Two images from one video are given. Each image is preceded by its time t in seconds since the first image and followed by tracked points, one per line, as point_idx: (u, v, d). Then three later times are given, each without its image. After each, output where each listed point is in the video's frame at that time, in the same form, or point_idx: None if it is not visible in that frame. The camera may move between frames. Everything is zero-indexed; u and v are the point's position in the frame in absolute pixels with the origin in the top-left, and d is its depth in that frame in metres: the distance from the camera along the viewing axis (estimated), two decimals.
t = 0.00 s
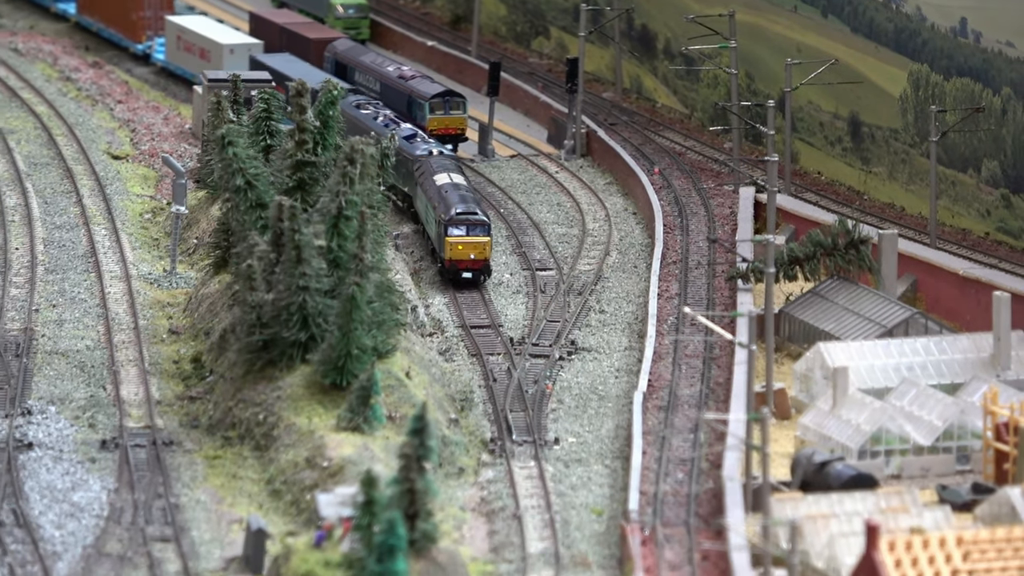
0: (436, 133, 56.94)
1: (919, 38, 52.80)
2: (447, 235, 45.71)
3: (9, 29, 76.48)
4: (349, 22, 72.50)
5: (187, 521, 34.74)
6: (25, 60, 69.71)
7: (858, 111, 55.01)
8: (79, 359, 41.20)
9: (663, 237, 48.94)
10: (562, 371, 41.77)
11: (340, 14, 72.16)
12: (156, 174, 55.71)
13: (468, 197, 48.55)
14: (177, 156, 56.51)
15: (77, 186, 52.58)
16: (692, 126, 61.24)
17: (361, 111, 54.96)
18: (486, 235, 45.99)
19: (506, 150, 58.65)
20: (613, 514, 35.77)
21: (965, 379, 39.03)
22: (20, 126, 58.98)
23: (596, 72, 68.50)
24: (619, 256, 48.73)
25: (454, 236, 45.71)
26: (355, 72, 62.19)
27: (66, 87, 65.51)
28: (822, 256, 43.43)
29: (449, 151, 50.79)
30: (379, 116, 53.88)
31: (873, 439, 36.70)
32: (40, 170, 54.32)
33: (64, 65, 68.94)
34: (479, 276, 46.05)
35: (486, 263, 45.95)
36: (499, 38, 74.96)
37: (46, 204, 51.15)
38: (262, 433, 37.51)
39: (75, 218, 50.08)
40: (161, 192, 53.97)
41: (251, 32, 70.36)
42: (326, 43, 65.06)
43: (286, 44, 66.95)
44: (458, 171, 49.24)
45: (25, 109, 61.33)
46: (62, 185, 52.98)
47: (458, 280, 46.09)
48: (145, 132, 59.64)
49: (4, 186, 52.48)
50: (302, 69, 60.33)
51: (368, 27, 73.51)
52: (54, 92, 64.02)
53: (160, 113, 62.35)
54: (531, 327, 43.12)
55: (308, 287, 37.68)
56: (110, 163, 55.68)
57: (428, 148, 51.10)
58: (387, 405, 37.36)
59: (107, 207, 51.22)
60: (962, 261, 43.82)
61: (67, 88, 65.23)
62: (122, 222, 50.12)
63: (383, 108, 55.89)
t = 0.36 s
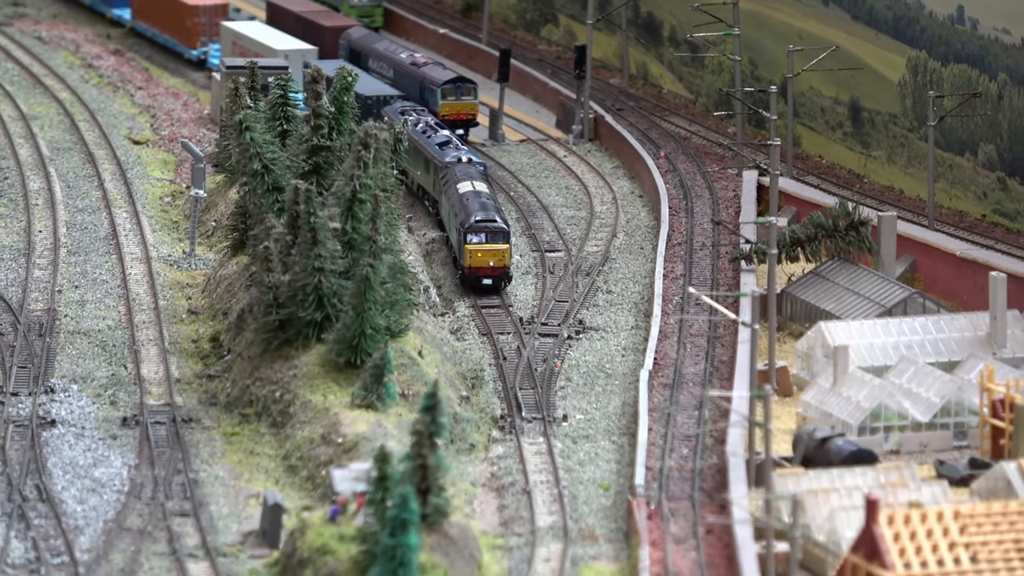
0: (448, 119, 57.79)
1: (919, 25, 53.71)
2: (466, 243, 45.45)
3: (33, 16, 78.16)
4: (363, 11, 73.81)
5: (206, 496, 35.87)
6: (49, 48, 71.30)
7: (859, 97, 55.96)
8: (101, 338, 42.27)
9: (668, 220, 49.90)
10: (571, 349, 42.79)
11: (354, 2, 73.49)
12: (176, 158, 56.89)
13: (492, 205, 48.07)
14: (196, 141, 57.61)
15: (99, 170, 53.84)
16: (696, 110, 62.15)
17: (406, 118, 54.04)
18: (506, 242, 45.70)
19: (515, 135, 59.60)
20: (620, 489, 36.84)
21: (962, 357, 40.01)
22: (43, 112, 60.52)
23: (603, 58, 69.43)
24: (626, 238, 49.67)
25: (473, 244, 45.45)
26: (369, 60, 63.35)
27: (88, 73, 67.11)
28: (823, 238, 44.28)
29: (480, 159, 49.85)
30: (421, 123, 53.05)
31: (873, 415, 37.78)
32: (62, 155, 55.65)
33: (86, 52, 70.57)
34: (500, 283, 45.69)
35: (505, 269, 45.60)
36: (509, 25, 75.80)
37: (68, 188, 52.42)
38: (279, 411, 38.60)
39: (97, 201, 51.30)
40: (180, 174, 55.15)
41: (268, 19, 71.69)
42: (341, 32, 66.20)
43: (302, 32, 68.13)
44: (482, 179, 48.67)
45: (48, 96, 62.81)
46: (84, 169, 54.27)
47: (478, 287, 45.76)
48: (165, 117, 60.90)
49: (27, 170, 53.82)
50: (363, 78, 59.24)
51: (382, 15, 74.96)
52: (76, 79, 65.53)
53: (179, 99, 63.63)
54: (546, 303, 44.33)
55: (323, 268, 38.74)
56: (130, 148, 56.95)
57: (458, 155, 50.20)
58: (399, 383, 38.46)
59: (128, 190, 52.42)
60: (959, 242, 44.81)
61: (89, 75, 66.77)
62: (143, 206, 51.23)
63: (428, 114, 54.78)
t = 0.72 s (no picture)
0: (442, 100, 58.68)
1: (899, 7, 54.76)
2: (467, 243, 44.93)
3: (40, 1, 79.30)
4: None
5: (205, 465, 36.97)
6: (54, 31, 72.30)
7: (840, 77, 56.82)
8: (103, 313, 43.26)
9: (655, 197, 51.03)
10: (561, 323, 43.86)
11: None
12: (177, 138, 57.87)
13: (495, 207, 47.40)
14: (196, 121, 58.54)
15: (101, 150, 54.86)
16: (683, 91, 63.40)
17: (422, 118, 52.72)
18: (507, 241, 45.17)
19: (507, 116, 60.50)
20: (608, 458, 38.04)
21: (941, 329, 41.18)
22: (48, 93, 61.60)
23: (592, 41, 70.45)
24: (614, 215, 50.70)
25: (473, 243, 44.92)
26: (365, 42, 64.77)
27: (92, 56, 68.25)
28: (806, 215, 45.59)
29: (485, 162, 48.97)
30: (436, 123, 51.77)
31: (854, 386, 38.95)
32: (66, 135, 56.71)
33: (91, 36, 71.55)
34: (502, 283, 45.16)
35: (507, 268, 45.07)
36: (503, 9, 76.67)
37: (72, 166, 53.45)
38: (276, 383, 39.65)
39: (99, 180, 52.32)
40: (182, 154, 56.18)
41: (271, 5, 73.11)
42: (339, 15, 68.04)
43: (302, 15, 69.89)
44: (485, 181, 47.92)
45: (53, 78, 63.89)
46: (88, 149, 55.29)
47: (480, 288, 45.23)
48: (166, 99, 61.90)
49: (32, 150, 54.85)
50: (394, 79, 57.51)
51: None
52: (81, 62, 66.68)
53: (180, 80, 64.62)
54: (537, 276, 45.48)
55: (319, 244, 39.90)
56: (133, 129, 57.98)
57: (461, 156, 49.30)
58: (393, 356, 39.60)
59: (130, 169, 53.41)
60: (938, 218, 45.98)
61: (93, 58, 67.93)
62: (144, 184, 52.22)
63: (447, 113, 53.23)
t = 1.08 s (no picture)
0: (438, 81, 59.73)
1: None
2: (478, 244, 44.63)
3: None
4: None
5: (210, 437, 38.15)
6: (61, 16, 73.13)
7: (825, 58, 57.95)
8: (111, 289, 44.38)
9: (646, 174, 52.17)
10: (554, 297, 45.01)
11: None
12: (182, 120, 58.89)
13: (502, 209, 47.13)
14: (200, 103, 59.55)
15: (108, 131, 55.89)
16: (672, 72, 64.36)
17: (435, 121, 51.83)
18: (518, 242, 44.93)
19: (502, 97, 61.45)
20: (601, 428, 39.29)
21: (924, 302, 42.33)
22: (56, 77, 62.56)
23: (585, 24, 71.46)
24: (607, 192, 51.80)
25: (485, 244, 44.66)
26: (364, 26, 65.86)
27: (99, 40, 69.18)
28: (793, 191, 46.87)
29: (490, 163, 48.71)
30: (448, 126, 50.90)
31: (840, 357, 40.06)
32: (74, 116, 57.74)
33: (97, 21, 72.37)
34: (513, 285, 44.92)
35: (518, 270, 44.86)
36: None
37: (79, 147, 54.49)
38: (278, 356, 40.87)
39: (106, 160, 53.37)
40: (186, 135, 57.23)
41: None
42: None
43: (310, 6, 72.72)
44: (490, 181, 47.71)
45: (61, 61, 64.87)
46: (95, 130, 56.33)
47: (492, 290, 44.98)
48: (170, 81, 62.90)
49: (40, 131, 55.88)
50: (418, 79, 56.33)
51: None
52: (87, 46, 67.66)
53: (184, 64, 65.60)
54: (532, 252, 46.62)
55: (319, 222, 41.12)
56: (138, 111, 58.99)
57: (465, 159, 48.97)
58: (393, 329, 40.80)
59: (136, 149, 54.45)
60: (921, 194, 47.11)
61: (99, 42, 68.90)
62: (150, 164, 53.32)
63: (458, 114, 52.46)
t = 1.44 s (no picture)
0: (436, 66, 60.74)
1: None
2: (485, 248, 44.04)
3: None
4: None
5: (215, 411, 39.37)
6: (68, 2, 74.16)
7: (812, 43, 58.88)
8: (118, 268, 45.57)
9: (639, 155, 53.28)
10: (549, 276, 46.14)
11: None
12: (187, 103, 60.01)
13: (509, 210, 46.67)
14: (205, 86, 60.66)
15: (115, 114, 57.02)
16: (664, 56, 65.43)
17: (444, 123, 51.08)
18: (524, 246, 44.34)
19: (498, 81, 62.45)
20: (595, 402, 40.52)
21: (908, 280, 43.54)
22: (64, 62, 63.66)
23: (579, 9, 72.47)
24: (600, 172, 52.94)
25: (492, 249, 44.07)
26: (363, 12, 66.96)
27: (105, 26, 70.23)
28: (781, 171, 48.12)
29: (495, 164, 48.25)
30: (453, 129, 50.45)
31: (827, 333, 41.33)
32: (82, 100, 58.87)
33: (104, 7, 73.38)
34: (518, 288, 44.43)
35: (524, 275, 44.34)
36: None
37: (87, 130, 55.63)
38: (281, 332, 42.05)
39: (113, 142, 54.51)
40: (191, 117, 58.36)
41: None
42: None
43: None
44: (498, 183, 47.31)
45: (69, 46, 65.96)
46: (102, 113, 57.45)
47: (495, 292, 44.50)
48: (175, 66, 64.01)
49: (50, 115, 57.02)
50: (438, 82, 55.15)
51: None
52: (94, 32, 68.73)
53: (189, 49, 66.69)
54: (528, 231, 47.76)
55: (321, 202, 42.25)
56: (144, 94, 60.10)
57: (471, 159, 48.37)
58: (393, 307, 42.02)
59: (142, 132, 55.58)
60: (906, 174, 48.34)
61: (106, 28, 69.95)
62: (156, 145, 54.47)
63: (468, 117, 51.82)
